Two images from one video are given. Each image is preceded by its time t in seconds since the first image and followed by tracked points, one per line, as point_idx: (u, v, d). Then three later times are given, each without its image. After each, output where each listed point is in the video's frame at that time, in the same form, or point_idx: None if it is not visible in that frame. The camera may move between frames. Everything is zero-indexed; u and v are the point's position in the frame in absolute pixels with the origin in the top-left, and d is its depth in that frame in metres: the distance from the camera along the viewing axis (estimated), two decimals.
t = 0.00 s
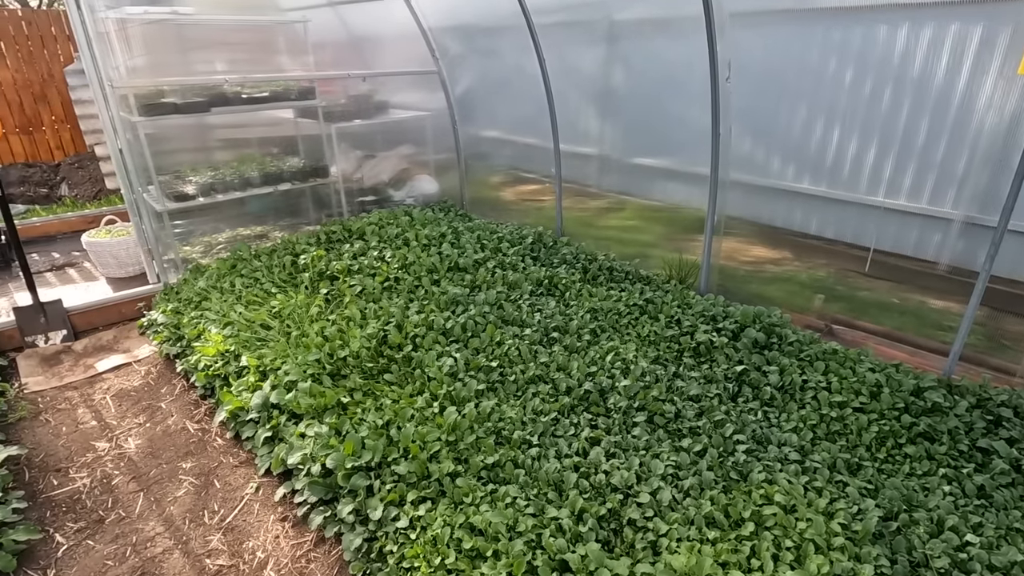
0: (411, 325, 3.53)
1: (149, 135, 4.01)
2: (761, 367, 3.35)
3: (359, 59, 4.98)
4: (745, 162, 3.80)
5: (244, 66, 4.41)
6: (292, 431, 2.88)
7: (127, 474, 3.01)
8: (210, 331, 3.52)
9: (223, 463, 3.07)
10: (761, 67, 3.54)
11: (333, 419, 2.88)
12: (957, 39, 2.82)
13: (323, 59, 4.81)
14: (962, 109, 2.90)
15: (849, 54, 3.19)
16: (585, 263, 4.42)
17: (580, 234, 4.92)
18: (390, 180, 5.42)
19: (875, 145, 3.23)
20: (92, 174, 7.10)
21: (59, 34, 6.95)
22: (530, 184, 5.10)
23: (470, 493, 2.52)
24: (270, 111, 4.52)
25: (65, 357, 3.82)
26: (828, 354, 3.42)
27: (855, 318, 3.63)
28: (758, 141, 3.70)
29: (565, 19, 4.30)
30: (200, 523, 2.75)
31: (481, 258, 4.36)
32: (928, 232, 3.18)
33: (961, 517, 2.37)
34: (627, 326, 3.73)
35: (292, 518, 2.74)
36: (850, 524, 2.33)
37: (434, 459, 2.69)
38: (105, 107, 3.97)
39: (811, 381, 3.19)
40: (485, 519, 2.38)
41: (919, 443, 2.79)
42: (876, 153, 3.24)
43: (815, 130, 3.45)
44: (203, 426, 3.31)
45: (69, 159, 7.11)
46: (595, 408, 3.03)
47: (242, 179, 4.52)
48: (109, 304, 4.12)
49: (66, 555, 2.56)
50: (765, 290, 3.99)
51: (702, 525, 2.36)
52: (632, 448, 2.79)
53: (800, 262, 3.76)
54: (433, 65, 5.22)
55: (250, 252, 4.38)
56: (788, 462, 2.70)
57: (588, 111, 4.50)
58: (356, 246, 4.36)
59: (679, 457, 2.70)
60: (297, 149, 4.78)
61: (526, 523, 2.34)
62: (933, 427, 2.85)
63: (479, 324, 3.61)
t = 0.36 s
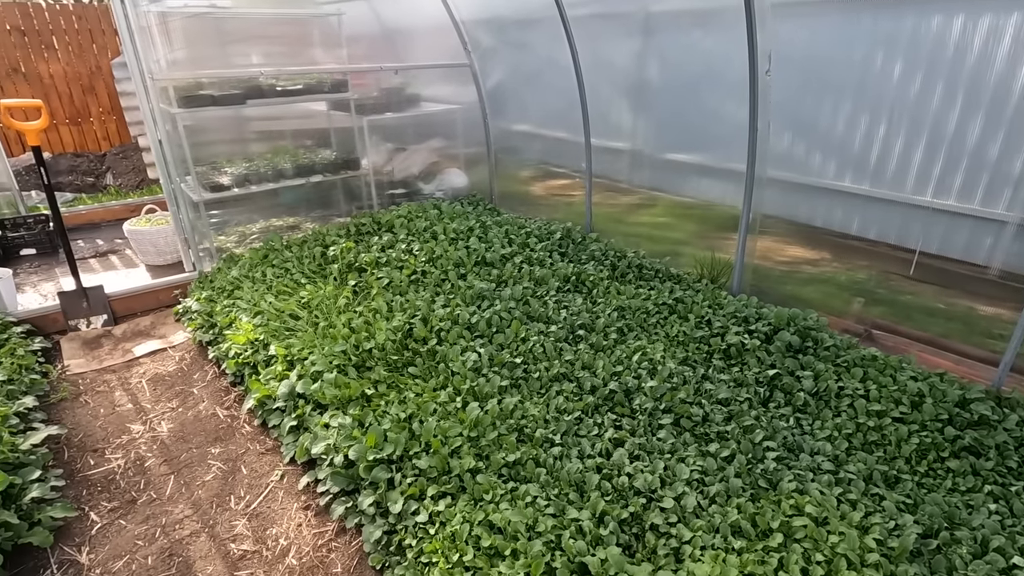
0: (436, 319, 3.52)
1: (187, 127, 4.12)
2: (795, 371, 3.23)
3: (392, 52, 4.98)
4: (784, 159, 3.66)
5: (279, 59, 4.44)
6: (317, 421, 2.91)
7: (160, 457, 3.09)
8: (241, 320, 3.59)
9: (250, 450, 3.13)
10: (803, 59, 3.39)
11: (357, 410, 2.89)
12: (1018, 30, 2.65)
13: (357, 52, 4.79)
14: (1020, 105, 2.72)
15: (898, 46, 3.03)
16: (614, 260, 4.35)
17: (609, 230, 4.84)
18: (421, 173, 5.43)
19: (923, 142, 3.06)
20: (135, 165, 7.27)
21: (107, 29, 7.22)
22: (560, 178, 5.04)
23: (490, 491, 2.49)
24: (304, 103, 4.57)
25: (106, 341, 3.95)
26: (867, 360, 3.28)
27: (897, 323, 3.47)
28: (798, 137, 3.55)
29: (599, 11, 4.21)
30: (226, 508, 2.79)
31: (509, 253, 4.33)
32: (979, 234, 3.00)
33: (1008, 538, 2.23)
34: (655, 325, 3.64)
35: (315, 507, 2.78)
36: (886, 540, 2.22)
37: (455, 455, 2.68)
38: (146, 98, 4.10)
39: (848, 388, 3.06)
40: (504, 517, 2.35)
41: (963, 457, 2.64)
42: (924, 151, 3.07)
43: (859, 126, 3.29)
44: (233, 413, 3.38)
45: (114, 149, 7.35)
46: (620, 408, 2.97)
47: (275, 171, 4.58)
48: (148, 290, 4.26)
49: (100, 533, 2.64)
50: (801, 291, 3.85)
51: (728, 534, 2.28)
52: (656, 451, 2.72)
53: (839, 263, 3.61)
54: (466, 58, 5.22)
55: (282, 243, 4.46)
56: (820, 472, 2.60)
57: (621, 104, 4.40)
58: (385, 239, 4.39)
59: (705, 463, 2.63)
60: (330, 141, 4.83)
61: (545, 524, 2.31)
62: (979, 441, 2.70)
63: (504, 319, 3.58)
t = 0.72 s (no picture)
0: (463, 312, 3.52)
1: (226, 119, 4.22)
2: (830, 377, 3.12)
3: (426, 45, 4.98)
4: (826, 156, 3.52)
5: (315, 52, 4.51)
6: (343, 410, 2.94)
7: (192, 439, 3.16)
8: (272, 308, 3.66)
9: (278, 436, 3.18)
10: (849, 51, 3.25)
11: (382, 401, 2.91)
12: None
13: (391, 46, 4.84)
14: None
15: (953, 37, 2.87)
16: (644, 258, 4.27)
17: (641, 226, 4.76)
18: (452, 166, 5.44)
19: (977, 140, 2.90)
20: (178, 155, 7.49)
21: (153, 22, 7.45)
22: (592, 173, 4.98)
23: (511, 486, 2.47)
24: (339, 96, 4.63)
25: (146, 325, 4.08)
26: (908, 367, 3.14)
27: (942, 329, 3.31)
28: (842, 133, 3.41)
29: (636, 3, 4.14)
30: (254, 491, 2.85)
31: (538, 248, 4.30)
32: None
33: None
34: (684, 325, 3.57)
35: (338, 495, 2.80)
36: (923, 557, 2.12)
37: (477, 449, 2.67)
38: (187, 90, 4.21)
39: (887, 396, 2.94)
40: (525, 513, 2.33)
41: (1011, 473, 2.51)
42: (978, 149, 2.91)
43: (908, 122, 3.14)
44: (263, 399, 3.45)
45: (159, 140, 7.61)
46: (646, 408, 2.91)
47: (309, 163, 4.65)
48: (186, 277, 4.40)
49: (134, 510, 2.71)
50: (839, 294, 3.71)
51: (754, 542, 2.21)
52: (682, 454, 2.66)
53: (881, 265, 3.46)
54: (499, 51, 5.21)
55: (314, 233, 4.53)
56: (854, 482, 2.50)
57: (657, 98, 4.31)
58: (414, 231, 4.41)
59: (732, 467, 2.56)
60: (363, 134, 4.88)
61: (565, 522, 2.28)
62: None
63: (531, 315, 3.56)
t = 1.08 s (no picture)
0: (490, 306, 3.53)
1: (266, 111, 4.31)
2: (867, 384, 3.01)
3: (462, 39, 5.00)
4: (871, 154, 3.39)
5: (352, 46, 4.56)
6: (369, 399, 2.99)
7: (226, 421, 3.26)
8: (305, 297, 3.74)
9: (308, 421, 3.25)
10: (899, 46, 3.11)
11: (407, 391, 2.93)
12: None
13: (428, 39, 4.89)
14: None
15: (1013, 31, 2.72)
16: (676, 256, 4.20)
17: (674, 224, 4.68)
18: (485, 161, 5.45)
19: None
20: (221, 146, 7.73)
21: (201, 17, 7.70)
22: (625, 170, 4.91)
23: (533, 481, 2.47)
24: (375, 89, 4.70)
25: (186, 310, 4.23)
26: (952, 378, 3.01)
27: (990, 338, 3.16)
28: (889, 131, 3.27)
29: None
30: (282, 474, 2.91)
31: (568, 244, 4.28)
32: None
33: None
34: (716, 325, 3.49)
35: (363, 482, 2.85)
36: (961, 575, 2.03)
37: (500, 443, 2.67)
38: (229, 83, 4.37)
39: (928, 406, 2.82)
40: (545, 509, 2.32)
41: None
42: None
43: (961, 120, 2.99)
44: (294, 385, 3.52)
45: (204, 132, 7.86)
46: (673, 409, 2.87)
47: (345, 155, 4.73)
48: (225, 265, 4.53)
49: (170, 487, 2.81)
50: (880, 298, 3.58)
51: (780, 550, 2.16)
52: (708, 456, 2.61)
53: (927, 270, 3.32)
54: (534, 45, 5.20)
55: (348, 225, 4.60)
56: (889, 494, 2.41)
57: (694, 94, 4.22)
58: (445, 225, 4.44)
59: (760, 473, 2.50)
60: (398, 128, 4.94)
61: (586, 520, 2.26)
62: None
63: (558, 310, 3.54)
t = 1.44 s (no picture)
0: (521, 302, 3.52)
1: (309, 105, 4.42)
2: (912, 396, 2.88)
3: (502, 34, 5.00)
4: (924, 156, 3.23)
5: (393, 41, 4.60)
6: (399, 389, 3.02)
7: (262, 405, 3.35)
8: (340, 287, 3.81)
9: (339, 408, 3.31)
10: (961, 42, 2.96)
11: (436, 383, 2.95)
12: None
13: (467, 34, 4.88)
14: None
15: None
16: (713, 256, 4.11)
17: (712, 224, 4.58)
18: (521, 156, 5.44)
19: None
20: (266, 138, 7.94)
21: (250, 13, 7.93)
22: (664, 168, 4.83)
23: (558, 478, 2.46)
24: (414, 84, 4.75)
25: (228, 296, 4.37)
26: (1005, 393, 2.86)
27: None
28: (945, 132, 3.12)
29: None
30: (314, 459, 2.97)
31: (602, 241, 4.24)
32: None
33: None
34: (752, 329, 3.41)
35: (390, 470, 2.89)
36: None
37: (526, 438, 2.66)
38: (274, 77, 4.48)
39: (977, 421, 2.69)
40: (569, 507, 2.31)
41: None
42: None
43: None
44: (327, 372, 3.60)
45: (250, 124, 8.09)
46: (703, 412, 2.81)
47: (383, 149, 4.79)
48: (266, 254, 4.66)
49: (208, 466, 2.90)
50: (929, 306, 3.42)
51: (811, 562, 2.09)
52: (739, 462, 2.55)
53: (982, 278, 3.15)
54: (574, 40, 5.16)
55: (384, 217, 4.67)
56: (931, 511, 2.31)
57: (739, 91, 4.11)
58: (479, 219, 4.46)
59: (792, 481, 2.43)
60: (436, 122, 4.97)
61: (610, 520, 2.24)
62: None
63: (589, 308, 3.51)
